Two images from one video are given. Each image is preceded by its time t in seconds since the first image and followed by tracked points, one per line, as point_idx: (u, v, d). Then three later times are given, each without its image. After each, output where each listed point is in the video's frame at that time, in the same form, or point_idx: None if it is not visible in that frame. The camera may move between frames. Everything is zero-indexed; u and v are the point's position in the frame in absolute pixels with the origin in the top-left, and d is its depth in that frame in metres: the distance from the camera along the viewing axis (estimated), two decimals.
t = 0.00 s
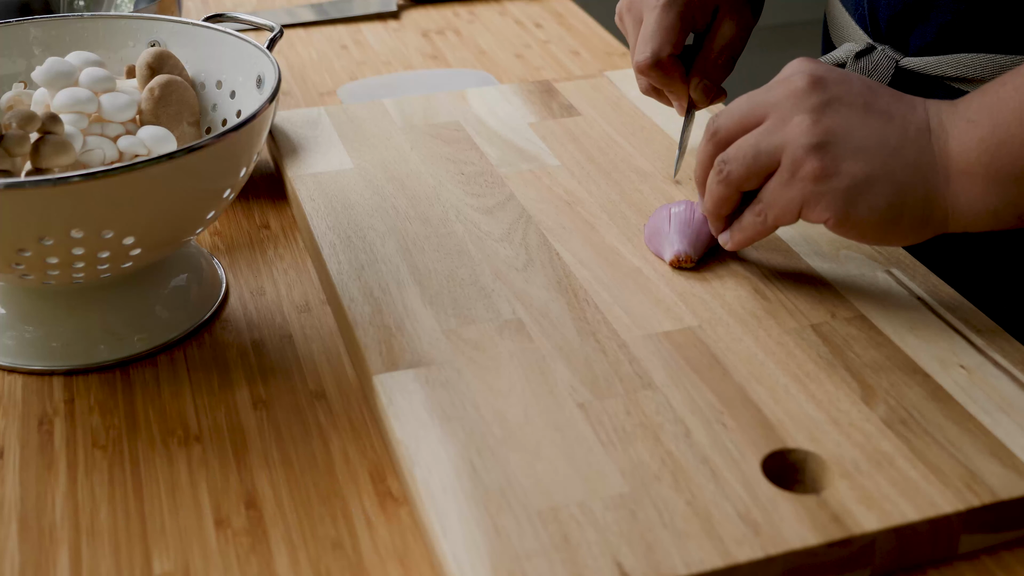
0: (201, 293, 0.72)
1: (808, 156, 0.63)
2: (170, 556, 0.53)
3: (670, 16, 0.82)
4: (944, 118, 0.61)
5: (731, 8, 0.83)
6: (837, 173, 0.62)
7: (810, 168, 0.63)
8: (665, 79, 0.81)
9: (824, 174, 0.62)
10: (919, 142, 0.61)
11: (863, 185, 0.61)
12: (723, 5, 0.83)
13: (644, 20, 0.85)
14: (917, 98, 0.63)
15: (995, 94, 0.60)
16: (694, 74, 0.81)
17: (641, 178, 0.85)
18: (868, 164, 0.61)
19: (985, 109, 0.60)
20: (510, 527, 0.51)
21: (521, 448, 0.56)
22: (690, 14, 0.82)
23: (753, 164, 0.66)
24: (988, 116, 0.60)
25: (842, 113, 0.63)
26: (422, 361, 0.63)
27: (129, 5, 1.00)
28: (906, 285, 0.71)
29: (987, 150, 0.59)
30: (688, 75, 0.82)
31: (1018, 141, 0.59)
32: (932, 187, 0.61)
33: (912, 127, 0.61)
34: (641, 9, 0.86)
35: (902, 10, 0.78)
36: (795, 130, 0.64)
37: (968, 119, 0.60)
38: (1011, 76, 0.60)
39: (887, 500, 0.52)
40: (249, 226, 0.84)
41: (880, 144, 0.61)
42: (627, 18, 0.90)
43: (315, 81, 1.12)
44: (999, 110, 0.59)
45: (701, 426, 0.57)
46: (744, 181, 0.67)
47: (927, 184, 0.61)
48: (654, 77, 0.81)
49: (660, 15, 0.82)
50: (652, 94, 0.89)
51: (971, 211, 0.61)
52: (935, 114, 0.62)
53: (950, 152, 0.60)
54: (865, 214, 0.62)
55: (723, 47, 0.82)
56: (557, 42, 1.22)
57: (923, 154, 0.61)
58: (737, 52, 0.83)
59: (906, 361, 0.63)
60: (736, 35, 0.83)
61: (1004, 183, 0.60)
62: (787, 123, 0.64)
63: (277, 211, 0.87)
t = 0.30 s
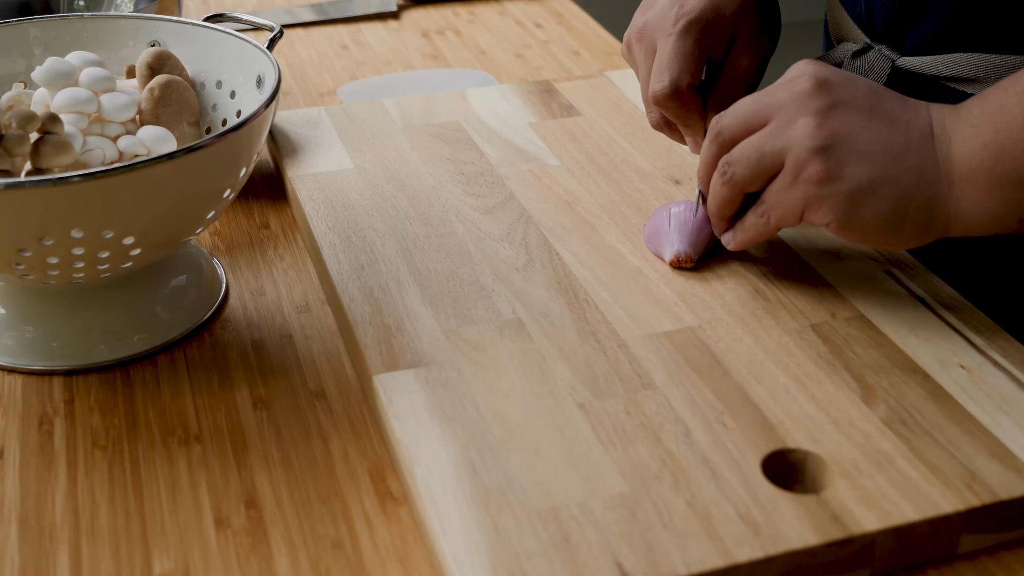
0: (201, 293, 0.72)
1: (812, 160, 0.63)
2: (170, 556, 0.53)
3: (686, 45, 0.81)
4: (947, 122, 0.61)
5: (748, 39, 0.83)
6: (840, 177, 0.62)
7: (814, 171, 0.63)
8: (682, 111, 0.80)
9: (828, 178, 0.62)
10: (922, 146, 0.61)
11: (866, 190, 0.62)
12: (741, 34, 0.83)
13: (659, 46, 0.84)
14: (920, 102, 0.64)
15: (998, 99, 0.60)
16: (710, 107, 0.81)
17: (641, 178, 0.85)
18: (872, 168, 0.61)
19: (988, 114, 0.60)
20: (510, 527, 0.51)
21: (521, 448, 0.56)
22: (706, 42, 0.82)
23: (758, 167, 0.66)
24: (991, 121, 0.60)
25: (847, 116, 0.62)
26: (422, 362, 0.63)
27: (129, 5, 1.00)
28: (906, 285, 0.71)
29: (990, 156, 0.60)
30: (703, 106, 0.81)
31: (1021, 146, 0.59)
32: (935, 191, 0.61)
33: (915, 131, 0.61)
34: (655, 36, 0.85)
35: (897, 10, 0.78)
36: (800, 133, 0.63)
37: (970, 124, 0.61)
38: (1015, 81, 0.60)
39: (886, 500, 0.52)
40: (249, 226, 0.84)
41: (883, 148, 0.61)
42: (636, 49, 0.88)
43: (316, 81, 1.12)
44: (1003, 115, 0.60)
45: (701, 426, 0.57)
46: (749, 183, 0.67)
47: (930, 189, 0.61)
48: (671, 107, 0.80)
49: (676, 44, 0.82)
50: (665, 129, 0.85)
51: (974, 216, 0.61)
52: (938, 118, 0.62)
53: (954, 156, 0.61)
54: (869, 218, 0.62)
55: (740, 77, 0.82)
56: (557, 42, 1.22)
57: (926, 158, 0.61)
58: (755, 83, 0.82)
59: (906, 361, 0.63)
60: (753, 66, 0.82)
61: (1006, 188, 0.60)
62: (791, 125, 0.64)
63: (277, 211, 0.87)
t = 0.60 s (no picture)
0: (201, 293, 0.72)
1: (813, 162, 0.63)
2: (170, 556, 0.53)
3: (687, 49, 0.82)
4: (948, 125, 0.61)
5: (746, 40, 0.84)
6: (841, 180, 0.62)
7: (815, 174, 0.63)
8: (684, 110, 0.80)
9: (829, 181, 0.62)
10: (922, 149, 0.61)
11: (867, 193, 0.62)
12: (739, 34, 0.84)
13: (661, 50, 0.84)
14: (921, 105, 0.64)
15: (998, 102, 0.60)
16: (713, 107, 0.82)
17: (641, 178, 0.85)
18: (873, 171, 0.61)
19: (989, 117, 0.60)
20: (509, 527, 0.51)
21: (521, 448, 0.56)
22: (706, 43, 0.83)
23: (758, 170, 0.66)
24: (992, 124, 0.60)
25: (847, 119, 0.62)
26: (422, 362, 0.63)
27: (129, 5, 1.00)
28: (906, 285, 0.71)
29: (990, 158, 0.60)
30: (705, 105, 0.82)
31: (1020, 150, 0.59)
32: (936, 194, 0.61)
33: (916, 134, 0.61)
34: (657, 38, 0.85)
35: (899, 10, 0.78)
36: (800, 135, 0.64)
37: (971, 127, 0.61)
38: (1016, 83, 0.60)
39: (886, 500, 0.52)
40: (249, 226, 0.84)
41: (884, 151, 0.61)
42: (641, 45, 0.88)
43: (316, 80, 1.12)
44: (1003, 118, 0.60)
45: (701, 426, 0.57)
46: (749, 185, 0.67)
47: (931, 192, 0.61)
48: (675, 109, 0.80)
49: (678, 48, 0.82)
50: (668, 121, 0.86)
51: (974, 219, 0.61)
52: (939, 121, 0.62)
53: (954, 160, 0.61)
54: (869, 221, 0.62)
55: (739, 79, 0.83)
56: (556, 42, 1.22)
57: (927, 161, 0.61)
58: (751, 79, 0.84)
59: (906, 361, 0.63)
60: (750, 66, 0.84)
61: (1006, 191, 0.60)
62: (793, 128, 0.64)
63: (277, 211, 0.87)
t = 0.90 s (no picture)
0: (201, 293, 0.72)
1: (814, 166, 0.63)
2: (170, 556, 0.53)
3: (686, 34, 0.82)
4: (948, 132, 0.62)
5: (747, 29, 0.84)
6: (842, 184, 0.62)
7: (816, 178, 0.63)
8: (679, 101, 0.80)
9: (830, 185, 0.62)
10: (924, 154, 0.61)
11: (868, 199, 0.62)
12: (739, 24, 0.84)
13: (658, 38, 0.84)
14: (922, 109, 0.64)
15: (998, 108, 0.61)
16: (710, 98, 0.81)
17: (641, 178, 0.85)
18: (874, 176, 0.61)
19: (989, 123, 0.61)
20: (509, 527, 0.51)
21: (521, 448, 0.56)
22: (704, 32, 0.83)
23: (760, 172, 0.66)
24: (992, 130, 0.60)
25: (850, 123, 0.62)
26: (422, 362, 0.63)
27: (129, 5, 1.00)
28: (906, 285, 0.71)
29: (991, 165, 0.60)
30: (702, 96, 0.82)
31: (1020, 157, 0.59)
32: (937, 199, 0.62)
33: (918, 140, 0.62)
34: (654, 28, 0.86)
35: (896, 10, 0.78)
36: (803, 139, 0.63)
37: (971, 133, 0.61)
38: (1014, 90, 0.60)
39: (886, 500, 0.52)
40: (249, 226, 0.84)
41: (886, 156, 0.61)
42: (637, 39, 0.89)
43: (316, 80, 1.12)
44: (1003, 124, 0.60)
45: (702, 426, 0.57)
46: (750, 188, 0.67)
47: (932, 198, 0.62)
48: (669, 98, 0.80)
49: (675, 35, 0.82)
50: (664, 120, 0.87)
51: (974, 225, 0.62)
52: (940, 127, 0.62)
53: (955, 166, 0.61)
54: (869, 226, 0.63)
55: (739, 68, 0.83)
56: (556, 42, 1.22)
57: (928, 167, 0.61)
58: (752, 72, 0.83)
59: (906, 361, 0.63)
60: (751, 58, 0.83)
61: (1006, 198, 0.61)
62: (795, 131, 0.64)
63: (277, 211, 0.87)
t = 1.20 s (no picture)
0: (201, 293, 0.72)
1: (815, 170, 0.63)
2: (170, 556, 0.53)
3: (690, 50, 0.82)
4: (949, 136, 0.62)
5: (750, 44, 0.83)
6: (843, 189, 0.62)
7: (817, 182, 0.63)
8: (685, 116, 0.80)
9: (830, 189, 0.62)
10: (924, 158, 0.61)
11: (868, 203, 0.62)
12: (743, 39, 0.83)
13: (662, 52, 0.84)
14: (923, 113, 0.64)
15: (998, 111, 0.60)
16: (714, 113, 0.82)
17: (641, 178, 0.85)
18: (875, 180, 0.61)
19: (990, 127, 0.60)
20: (509, 527, 0.51)
21: (520, 449, 0.56)
22: (707, 47, 0.82)
23: (761, 175, 0.66)
24: (993, 134, 0.60)
25: (851, 126, 0.62)
26: (422, 362, 0.63)
27: (129, 5, 1.00)
28: (906, 285, 0.71)
29: (992, 170, 0.60)
30: (707, 112, 0.82)
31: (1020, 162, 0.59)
32: (937, 203, 0.62)
33: (919, 144, 0.62)
34: (657, 41, 0.85)
35: (896, 10, 0.78)
36: (803, 142, 0.63)
37: (972, 137, 0.61)
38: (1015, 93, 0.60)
39: (887, 500, 0.52)
40: (249, 226, 0.84)
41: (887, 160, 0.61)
42: (640, 50, 0.88)
43: (316, 80, 1.12)
44: (1004, 128, 0.60)
45: (701, 426, 0.57)
46: (751, 190, 0.67)
47: (932, 202, 0.62)
48: (674, 114, 0.80)
49: (680, 49, 0.82)
50: (669, 132, 0.84)
51: (975, 229, 0.62)
52: (941, 130, 0.62)
53: (956, 171, 0.61)
54: (869, 230, 0.63)
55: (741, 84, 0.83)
56: (556, 42, 1.22)
57: (929, 171, 0.61)
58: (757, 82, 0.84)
59: (906, 361, 0.63)
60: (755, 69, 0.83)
61: (1007, 202, 0.61)
62: (796, 134, 0.64)
63: (277, 211, 0.87)
